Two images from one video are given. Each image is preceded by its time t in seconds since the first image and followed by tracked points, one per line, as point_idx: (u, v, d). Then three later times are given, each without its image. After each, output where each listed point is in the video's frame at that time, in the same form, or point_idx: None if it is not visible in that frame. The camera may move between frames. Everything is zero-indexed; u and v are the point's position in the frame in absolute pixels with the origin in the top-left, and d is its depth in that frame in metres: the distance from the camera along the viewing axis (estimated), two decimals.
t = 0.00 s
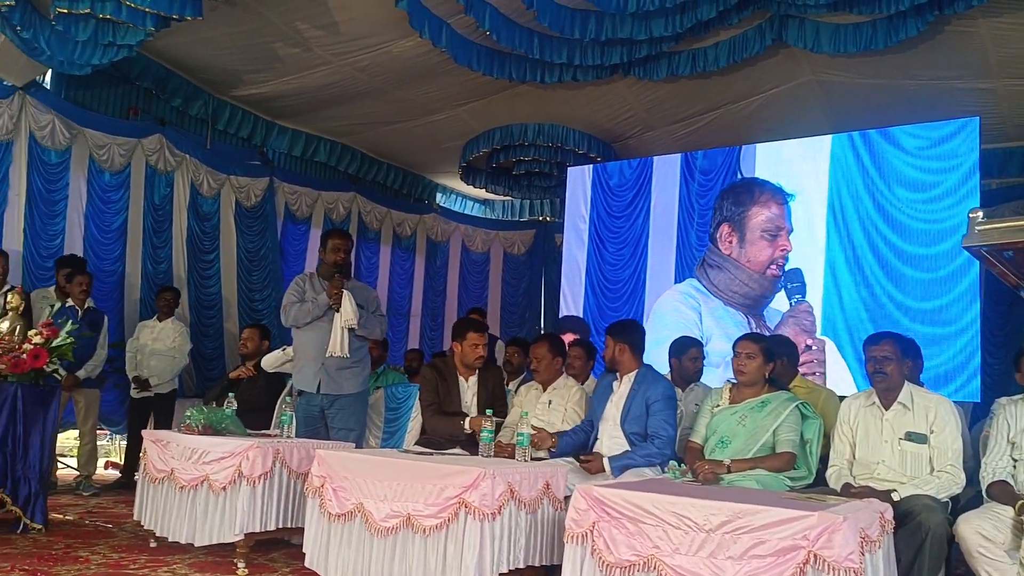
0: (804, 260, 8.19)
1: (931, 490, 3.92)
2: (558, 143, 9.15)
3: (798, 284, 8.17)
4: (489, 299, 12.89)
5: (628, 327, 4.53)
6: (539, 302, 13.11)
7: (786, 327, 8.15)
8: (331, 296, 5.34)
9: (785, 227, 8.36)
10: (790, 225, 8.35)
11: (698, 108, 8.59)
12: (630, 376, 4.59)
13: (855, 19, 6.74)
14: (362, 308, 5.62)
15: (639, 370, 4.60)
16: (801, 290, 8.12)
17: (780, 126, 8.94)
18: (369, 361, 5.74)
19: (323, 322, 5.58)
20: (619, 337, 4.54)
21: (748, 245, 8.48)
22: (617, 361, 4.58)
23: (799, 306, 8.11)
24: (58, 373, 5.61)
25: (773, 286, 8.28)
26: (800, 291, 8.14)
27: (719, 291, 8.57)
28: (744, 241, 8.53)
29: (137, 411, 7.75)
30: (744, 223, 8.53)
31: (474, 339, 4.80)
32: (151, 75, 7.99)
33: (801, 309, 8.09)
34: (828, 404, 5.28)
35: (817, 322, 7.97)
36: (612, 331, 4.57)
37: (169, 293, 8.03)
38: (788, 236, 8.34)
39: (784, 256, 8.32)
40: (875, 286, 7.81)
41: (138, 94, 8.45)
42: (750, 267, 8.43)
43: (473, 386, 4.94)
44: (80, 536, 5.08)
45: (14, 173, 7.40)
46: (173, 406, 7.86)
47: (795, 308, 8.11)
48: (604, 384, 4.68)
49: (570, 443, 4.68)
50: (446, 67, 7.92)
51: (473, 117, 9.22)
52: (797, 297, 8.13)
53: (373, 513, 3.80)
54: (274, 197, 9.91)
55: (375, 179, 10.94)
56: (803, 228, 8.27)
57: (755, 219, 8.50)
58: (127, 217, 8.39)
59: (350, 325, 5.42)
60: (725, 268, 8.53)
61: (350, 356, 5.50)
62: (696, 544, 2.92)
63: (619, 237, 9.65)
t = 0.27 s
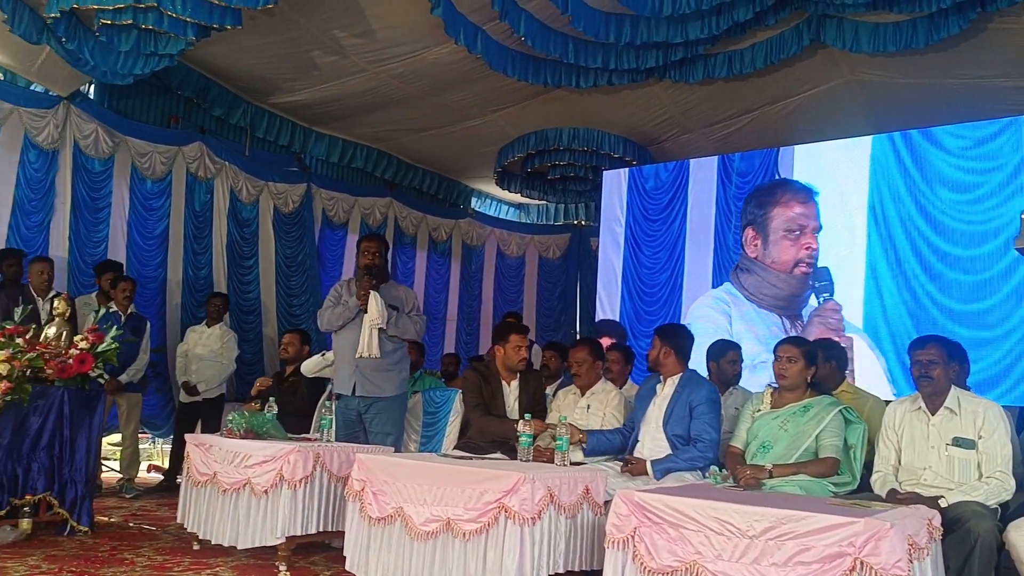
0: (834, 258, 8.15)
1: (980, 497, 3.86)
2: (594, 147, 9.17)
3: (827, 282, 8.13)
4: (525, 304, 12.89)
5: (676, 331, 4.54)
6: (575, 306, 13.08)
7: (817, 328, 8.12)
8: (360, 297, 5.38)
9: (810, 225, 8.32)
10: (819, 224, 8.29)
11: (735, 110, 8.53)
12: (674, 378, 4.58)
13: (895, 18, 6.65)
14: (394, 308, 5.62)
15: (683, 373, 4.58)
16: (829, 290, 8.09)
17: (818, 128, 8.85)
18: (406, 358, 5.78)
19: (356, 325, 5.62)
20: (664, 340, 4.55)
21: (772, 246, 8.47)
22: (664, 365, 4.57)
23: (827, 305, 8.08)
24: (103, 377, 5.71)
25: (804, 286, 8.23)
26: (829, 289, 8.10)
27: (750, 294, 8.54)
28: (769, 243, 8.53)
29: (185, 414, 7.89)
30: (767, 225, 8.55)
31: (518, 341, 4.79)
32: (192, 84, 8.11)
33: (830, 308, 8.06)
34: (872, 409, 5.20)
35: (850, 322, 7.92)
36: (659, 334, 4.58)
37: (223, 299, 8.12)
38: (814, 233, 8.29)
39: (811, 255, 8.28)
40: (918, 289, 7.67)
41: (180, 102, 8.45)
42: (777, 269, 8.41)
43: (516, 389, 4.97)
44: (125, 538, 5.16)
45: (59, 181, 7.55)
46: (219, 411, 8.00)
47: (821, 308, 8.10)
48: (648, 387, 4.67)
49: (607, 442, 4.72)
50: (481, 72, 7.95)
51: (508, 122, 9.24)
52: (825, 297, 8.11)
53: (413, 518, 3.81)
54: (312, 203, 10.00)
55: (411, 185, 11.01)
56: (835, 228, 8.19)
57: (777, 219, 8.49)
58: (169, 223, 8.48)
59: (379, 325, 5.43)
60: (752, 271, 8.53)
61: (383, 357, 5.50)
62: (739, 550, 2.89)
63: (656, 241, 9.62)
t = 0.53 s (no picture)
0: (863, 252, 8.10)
1: None
2: (629, 149, 9.14)
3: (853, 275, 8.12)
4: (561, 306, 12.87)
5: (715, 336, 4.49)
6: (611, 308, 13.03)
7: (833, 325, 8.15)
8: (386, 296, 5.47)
9: (830, 221, 8.35)
10: (847, 221, 8.26)
11: (773, 111, 8.45)
12: (713, 381, 4.54)
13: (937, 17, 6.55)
14: (426, 309, 5.60)
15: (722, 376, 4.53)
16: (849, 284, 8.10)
17: (858, 129, 8.74)
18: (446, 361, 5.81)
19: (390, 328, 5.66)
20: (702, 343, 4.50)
21: (795, 245, 8.52)
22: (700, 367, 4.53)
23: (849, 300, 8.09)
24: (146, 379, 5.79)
25: (827, 281, 8.25)
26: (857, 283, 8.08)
27: (781, 295, 8.57)
28: (794, 243, 8.58)
29: (226, 416, 7.98)
30: (790, 225, 8.62)
31: (556, 344, 4.81)
32: (232, 90, 8.21)
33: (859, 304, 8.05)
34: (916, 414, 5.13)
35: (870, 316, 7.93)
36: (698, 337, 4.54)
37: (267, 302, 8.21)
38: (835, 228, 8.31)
39: (832, 250, 8.29)
40: (960, 290, 7.49)
41: (221, 108, 8.60)
42: (801, 267, 8.47)
43: (555, 393, 4.98)
44: (168, 538, 5.24)
45: (104, 186, 7.69)
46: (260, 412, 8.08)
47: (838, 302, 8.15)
48: (687, 392, 4.65)
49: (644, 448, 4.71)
50: (518, 76, 7.96)
51: (545, 125, 9.24)
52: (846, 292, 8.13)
53: (452, 520, 3.82)
54: (349, 206, 10.08)
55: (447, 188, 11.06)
56: (869, 228, 8.11)
57: (798, 219, 8.57)
58: (210, 227, 8.60)
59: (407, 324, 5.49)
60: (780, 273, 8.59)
61: (410, 357, 5.51)
62: (781, 556, 2.86)
63: (693, 243, 9.57)
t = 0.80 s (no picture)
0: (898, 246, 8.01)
1: None
2: (667, 149, 9.06)
3: (885, 271, 8.04)
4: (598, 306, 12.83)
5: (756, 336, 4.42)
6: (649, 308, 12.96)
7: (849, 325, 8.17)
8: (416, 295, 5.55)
9: (858, 217, 8.32)
10: (881, 217, 8.19)
11: (814, 109, 8.35)
12: (754, 382, 4.49)
13: (983, 11, 6.43)
14: (459, 306, 5.57)
15: (763, 377, 4.48)
16: (869, 281, 8.10)
17: (901, 126, 8.60)
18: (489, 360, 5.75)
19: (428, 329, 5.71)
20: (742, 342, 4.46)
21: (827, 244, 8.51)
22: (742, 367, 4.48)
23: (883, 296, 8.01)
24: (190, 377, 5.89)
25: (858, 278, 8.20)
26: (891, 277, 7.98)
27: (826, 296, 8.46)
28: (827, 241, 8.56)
29: (265, 415, 8.03)
30: (829, 223, 8.54)
31: (593, 342, 4.82)
32: (272, 92, 8.30)
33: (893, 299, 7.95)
34: (964, 416, 5.04)
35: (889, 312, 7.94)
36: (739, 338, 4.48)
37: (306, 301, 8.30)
38: (867, 223, 8.24)
39: (860, 244, 8.25)
40: (1007, 287, 7.35)
41: (261, 109, 8.74)
42: (833, 265, 8.44)
43: (593, 394, 4.99)
44: (212, 535, 5.32)
45: (148, 188, 7.81)
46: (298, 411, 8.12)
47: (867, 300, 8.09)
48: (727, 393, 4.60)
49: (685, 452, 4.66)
50: (555, 75, 7.95)
51: (582, 125, 9.22)
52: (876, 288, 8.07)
53: (493, 520, 3.83)
54: (387, 207, 10.15)
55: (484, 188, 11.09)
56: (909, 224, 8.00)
57: (833, 217, 8.52)
58: (251, 229, 8.71)
59: (435, 322, 5.52)
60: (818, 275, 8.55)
61: (445, 355, 5.51)
62: (826, 559, 2.83)
63: (732, 242, 9.54)
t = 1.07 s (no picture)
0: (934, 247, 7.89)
1: None
2: (702, 148, 9.00)
3: (917, 272, 7.95)
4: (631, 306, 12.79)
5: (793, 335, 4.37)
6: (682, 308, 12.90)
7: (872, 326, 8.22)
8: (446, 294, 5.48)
9: (890, 218, 8.28)
10: (915, 216, 8.10)
11: (852, 107, 8.25)
12: (793, 382, 4.46)
13: None
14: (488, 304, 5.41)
15: (801, 378, 4.45)
16: (891, 282, 8.12)
17: (940, 124, 8.48)
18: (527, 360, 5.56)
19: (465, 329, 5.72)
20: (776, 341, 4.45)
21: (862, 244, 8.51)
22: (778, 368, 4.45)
23: (911, 298, 7.93)
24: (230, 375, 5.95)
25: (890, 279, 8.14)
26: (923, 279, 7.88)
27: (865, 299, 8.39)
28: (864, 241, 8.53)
29: (298, 413, 8.08)
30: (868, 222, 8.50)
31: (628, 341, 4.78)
32: (308, 93, 8.38)
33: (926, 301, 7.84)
34: (1007, 420, 4.95)
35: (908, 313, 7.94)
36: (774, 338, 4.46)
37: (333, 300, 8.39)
38: (900, 223, 8.17)
39: (891, 245, 8.21)
40: None
41: (297, 110, 8.87)
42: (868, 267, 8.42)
43: (621, 391, 4.89)
44: (251, 530, 5.39)
45: (188, 188, 7.91)
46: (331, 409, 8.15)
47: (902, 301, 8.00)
48: (765, 395, 4.57)
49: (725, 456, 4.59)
50: (590, 75, 7.94)
51: (616, 124, 9.20)
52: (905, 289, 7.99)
53: (529, 519, 3.85)
54: (421, 207, 10.20)
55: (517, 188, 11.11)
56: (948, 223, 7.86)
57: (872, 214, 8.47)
58: (288, 228, 8.79)
59: (461, 322, 5.40)
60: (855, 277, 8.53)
61: (472, 355, 5.38)
62: (867, 562, 2.81)
63: (767, 242, 9.46)
